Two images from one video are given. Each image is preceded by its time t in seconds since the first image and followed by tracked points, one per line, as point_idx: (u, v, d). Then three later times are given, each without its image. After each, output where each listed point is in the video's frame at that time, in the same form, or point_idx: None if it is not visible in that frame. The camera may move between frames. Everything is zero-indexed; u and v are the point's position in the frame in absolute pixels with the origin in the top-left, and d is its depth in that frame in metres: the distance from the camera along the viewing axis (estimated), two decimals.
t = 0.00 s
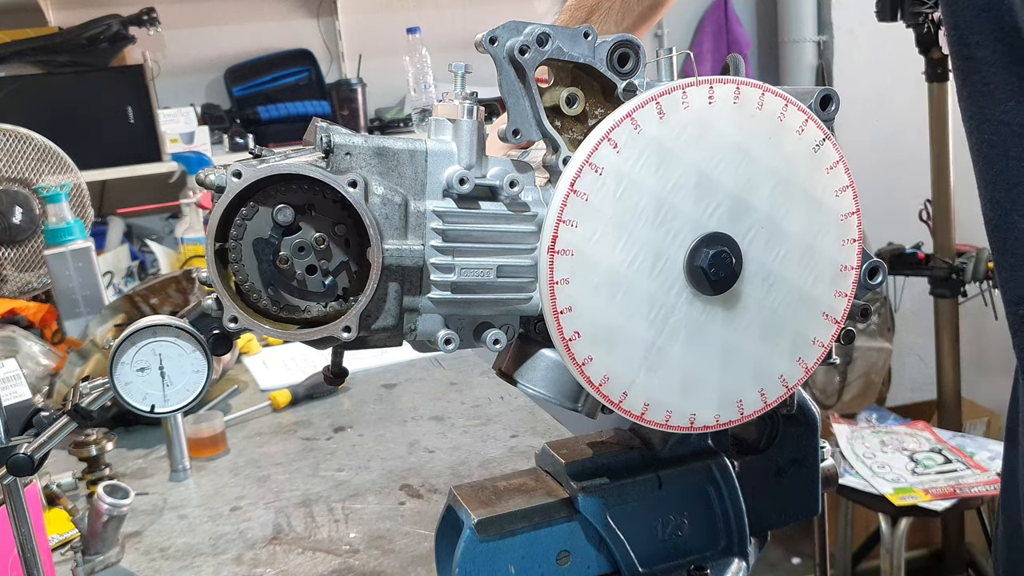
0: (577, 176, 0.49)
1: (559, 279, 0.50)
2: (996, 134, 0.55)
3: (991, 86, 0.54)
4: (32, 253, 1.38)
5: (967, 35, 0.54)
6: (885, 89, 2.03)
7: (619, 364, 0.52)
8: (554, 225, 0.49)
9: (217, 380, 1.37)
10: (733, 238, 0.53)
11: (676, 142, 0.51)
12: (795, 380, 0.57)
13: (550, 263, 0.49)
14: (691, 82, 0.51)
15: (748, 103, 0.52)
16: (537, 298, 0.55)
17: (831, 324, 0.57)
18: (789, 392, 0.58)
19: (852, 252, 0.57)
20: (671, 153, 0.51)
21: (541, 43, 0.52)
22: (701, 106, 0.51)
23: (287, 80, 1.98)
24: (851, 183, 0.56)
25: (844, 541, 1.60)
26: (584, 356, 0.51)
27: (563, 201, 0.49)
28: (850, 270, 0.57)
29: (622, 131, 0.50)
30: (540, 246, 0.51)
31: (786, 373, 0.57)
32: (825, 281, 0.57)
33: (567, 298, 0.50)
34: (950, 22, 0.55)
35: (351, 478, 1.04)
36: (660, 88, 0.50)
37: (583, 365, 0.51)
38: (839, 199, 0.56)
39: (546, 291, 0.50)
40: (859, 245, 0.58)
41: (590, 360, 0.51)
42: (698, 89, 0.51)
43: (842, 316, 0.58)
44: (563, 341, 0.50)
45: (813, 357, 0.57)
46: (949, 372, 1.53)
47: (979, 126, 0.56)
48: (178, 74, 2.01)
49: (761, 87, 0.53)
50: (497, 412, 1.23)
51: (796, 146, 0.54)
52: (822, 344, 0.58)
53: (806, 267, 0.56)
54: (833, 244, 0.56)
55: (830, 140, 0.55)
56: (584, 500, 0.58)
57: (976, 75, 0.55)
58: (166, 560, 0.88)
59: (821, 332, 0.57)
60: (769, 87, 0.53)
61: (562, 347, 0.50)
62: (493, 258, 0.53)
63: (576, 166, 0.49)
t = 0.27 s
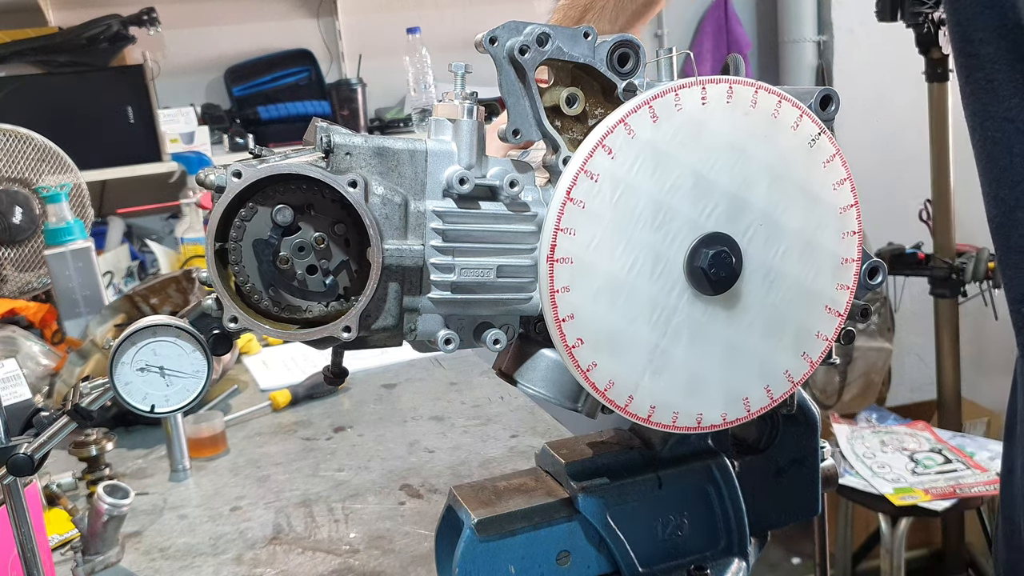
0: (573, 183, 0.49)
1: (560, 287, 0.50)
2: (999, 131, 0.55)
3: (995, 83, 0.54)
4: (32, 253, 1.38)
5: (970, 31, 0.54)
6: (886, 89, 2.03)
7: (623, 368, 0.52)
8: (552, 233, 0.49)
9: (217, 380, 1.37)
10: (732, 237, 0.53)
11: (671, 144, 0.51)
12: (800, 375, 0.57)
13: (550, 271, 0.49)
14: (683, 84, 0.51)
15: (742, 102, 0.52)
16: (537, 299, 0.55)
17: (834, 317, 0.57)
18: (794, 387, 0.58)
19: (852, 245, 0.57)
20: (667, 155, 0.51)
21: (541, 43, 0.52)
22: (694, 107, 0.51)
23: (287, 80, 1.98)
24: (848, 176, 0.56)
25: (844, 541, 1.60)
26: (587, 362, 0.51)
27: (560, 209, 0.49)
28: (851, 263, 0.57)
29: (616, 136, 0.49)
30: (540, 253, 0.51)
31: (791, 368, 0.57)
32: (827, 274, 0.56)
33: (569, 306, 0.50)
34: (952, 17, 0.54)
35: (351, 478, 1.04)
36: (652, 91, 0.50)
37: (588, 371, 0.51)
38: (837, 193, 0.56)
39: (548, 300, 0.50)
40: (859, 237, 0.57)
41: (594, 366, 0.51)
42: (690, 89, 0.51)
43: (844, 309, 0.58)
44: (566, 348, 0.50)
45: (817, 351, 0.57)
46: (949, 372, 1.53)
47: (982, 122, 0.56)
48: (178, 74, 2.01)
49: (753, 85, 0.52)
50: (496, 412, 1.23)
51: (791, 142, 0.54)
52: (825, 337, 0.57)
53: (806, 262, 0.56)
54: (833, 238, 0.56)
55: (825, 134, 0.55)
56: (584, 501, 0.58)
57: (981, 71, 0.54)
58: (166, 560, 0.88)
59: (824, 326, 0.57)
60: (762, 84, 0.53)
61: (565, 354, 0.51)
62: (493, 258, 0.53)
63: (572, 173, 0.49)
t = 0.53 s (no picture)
0: (569, 192, 0.49)
1: (561, 296, 0.50)
2: (1005, 127, 0.55)
3: (1001, 79, 0.55)
4: (32, 254, 1.38)
5: (975, 27, 0.54)
6: (886, 89, 2.03)
7: (627, 372, 0.52)
8: (551, 243, 0.49)
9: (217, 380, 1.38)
10: (730, 237, 0.53)
11: (666, 148, 0.51)
12: (805, 369, 0.57)
13: (550, 281, 0.49)
14: (675, 87, 0.50)
15: (735, 101, 0.52)
16: (537, 298, 0.55)
17: (837, 310, 0.57)
18: (800, 382, 0.58)
19: (853, 237, 0.57)
20: (662, 159, 0.51)
21: (541, 43, 0.52)
22: (688, 108, 0.51)
23: (287, 80, 1.98)
24: (845, 169, 0.56)
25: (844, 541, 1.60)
26: (592, 368, 0.51)
27: (558, 218, 0.49)
28: (851, 255, 0.57)
29: (611, 142, 0.49)
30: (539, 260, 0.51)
31: (795, 363, 0.57)
32: (828, 267, 0.56)
33: (571, 313, 0.50)
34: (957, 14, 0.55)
35: (351, 479, 1.04)
36: (644, 96, 0.50)
37: (594, 378, 0.51)
38: (834, 186, 0.56)
39: (549, 308, 0.50)
40: (859, 229, 0.57)
41: (599, 372, 0.51)
42: (683, 92, 0.51)
43: (847, 301, 0.58)
44: (570, 355, 0.50)
45: (821, 344, 0.57)
46: (949, 372, 1.53)
47: (986, 118, 0.56)
48: (178, 74, 2.01)
49: (746, 83, 0.52)
50: (496, 412, 1.23)
51: (786, 138, 0.54)
52: (829, 331, 0.57)
53: (807, 257, 0.56)
54: (832, 231, 0.56)
55: (820, 127, 0.55)
56: (584, 501, 0.58)
57: (986, 67, 0.55)
58: (166, 560, 0.88)
59: (827, 319, 0.57)
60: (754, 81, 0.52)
61: (570, 361, 0.51)
62: (494, 258, 0.53)
63: (568, 182, 0.49)
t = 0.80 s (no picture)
0: (563, 208, 0.49)
1: (563, 311, 0.50)
2: (999, 124, 0.55)
3: (995, 76, 0.55)
4: (32, 253, 1.38)
5: (970, 25, 0.55)
6: (885, 89, 2.03)
7: (636, 379, 0.52)
8: (550, 260, 0.49)
9: (217, 380, 1.38)
10: (728, 236, 0.53)
11: (657, 155, 0.50)
12: (814, 358, 0.58)
13: (551, 297, 0.50)
14: (660, 93, 0.50)
15: (722, 100, 0.52)
16: (537, 299, 0.55)
17: (842, 297, 0.57)
18: (810, 371, 0.58)
19: (853, 222, 0.57)
20: (654, 166, 0.51)
21: (541, 43, 0.52)
22: (675, 112, 0.51)
23: (287, 80, 1.98)
24: (839, 155, 0.55)
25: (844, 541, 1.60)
26: (601, 379, 0.51)
27: (553, 234, 0.49)
28: (852, 240, 0.57)
29: (601, 153, 0.49)
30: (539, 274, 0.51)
31: (804, 353, 0.57)
32: (830, 254, 0.56)
33: (575, 326, 0.50)
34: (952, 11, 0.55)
35: (351, 479, 1.04)
36: (630, 104, 0.50)
37: (603, 388, 0.51)
38: (829, 173, 0.55)
39: (553, 324, 0.50)
40: (858, 213, 0.57)
41: (608, 382, 0.52)
42: (668, 97, 0.50)
43: (851, 286, 0.58)
44: (578, 368, 0.51)
45: (828, 333, 0.57)
46: (949, 372, 1.53)
47: (980, 115, 0.56)
48: (178, 74, 2.01)
49: (731, 81, 0.52)
50: (496, 412, 1.23)
51: (777, 131, 0.53)
52: (835, 318, 0.57)
53: (807, 247, 0.55)
54: (831, 219, 0.56)
55: (811, 116, 0.54)
56: (584, 501, 0.58)
57: (981, 63, 0.55)
58: (166, 560, 0.88)
59: (833, 306, 0.57)
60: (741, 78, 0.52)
61: (578, 374, 0.51)
62: (494, 258, 0.53)
63: (560, 198, 0.49)
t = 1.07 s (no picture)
0: (561, 215, 0.49)
1: (565, 318, 0.50)
2: (989, 124, 0.54)
3: (985, 76, 0.53)
4: (32, 253, 1.38)
5: (960, 24, 0.53)
6: (885, 89, 2.03)
7: (640, 381, 0.52)
8: (550, 268, 0.49)
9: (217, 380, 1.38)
10: (727, 235, 0.53)
11: (653, 158, 0.50)
12: (818, 352, 0.58)
13: (553, 305, 0.50)
14: (653, 96, 0.50)
15: (716, 100, 0.51)
16: (537, 299, 0.55)
17: (843, 290, 0.57)
18: (813, 366, 0.58)
19: (852, 214, 0.57)
20: (650, 170, 0.50)
21: (541, 43, 0.52)
22: (669, 115, 0.50)
23: (287, 80, 1.98)
24: (835, 149, 0.55)
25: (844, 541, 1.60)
26: (606, 384, 0.51)
27: (552, 243, 0.49)
28: (852, 233, 0.57)
29: (596, 159, 0.49)
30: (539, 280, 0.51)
31: (808, 347, 0.57)
32: (830, 248, 0.56)
33: (577, 332, 0.50)
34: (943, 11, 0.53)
35: (351, 478, 1.04)
36: (623, 109, 0.50)
37: (608, 392, 0.52)
38: (826, 167, 0.55)
39: (555, 331, 0.50)
40: (857, 205, 0.57)
41: (613, 386, 0.52)
42: (662, 99, 0.50)
43: (853, 279, 0.58)
44: (582, 374, 0.51)
45: (831, 327, 0.57)
46: (949, 372, 1.53)
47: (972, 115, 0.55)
48: (177, 74, 2.01)
49: (724, 80, 0.52)
50: (496, 412, 1.23)
51: (771, 129, 0.53)
52: (838, 312, 0.57)
53: (807, 241, 0.55)
54: (830, 213, 0.56)
55: (805, 112, 0.54)
56: (584, 501, 0.58)
57: (970, 63, 0.53)
58: (166, 560, 0.88)
59: (835, 299, 0.57)
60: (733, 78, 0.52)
61: (583, 380, 0.51)
62: (494, 258, 0.53)
63: (558, 207, 0.49)
